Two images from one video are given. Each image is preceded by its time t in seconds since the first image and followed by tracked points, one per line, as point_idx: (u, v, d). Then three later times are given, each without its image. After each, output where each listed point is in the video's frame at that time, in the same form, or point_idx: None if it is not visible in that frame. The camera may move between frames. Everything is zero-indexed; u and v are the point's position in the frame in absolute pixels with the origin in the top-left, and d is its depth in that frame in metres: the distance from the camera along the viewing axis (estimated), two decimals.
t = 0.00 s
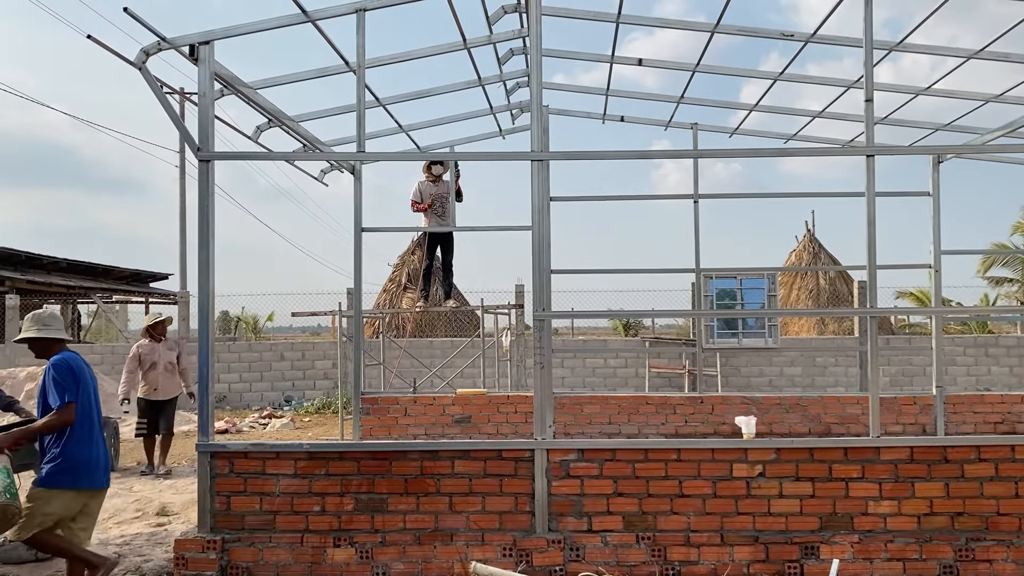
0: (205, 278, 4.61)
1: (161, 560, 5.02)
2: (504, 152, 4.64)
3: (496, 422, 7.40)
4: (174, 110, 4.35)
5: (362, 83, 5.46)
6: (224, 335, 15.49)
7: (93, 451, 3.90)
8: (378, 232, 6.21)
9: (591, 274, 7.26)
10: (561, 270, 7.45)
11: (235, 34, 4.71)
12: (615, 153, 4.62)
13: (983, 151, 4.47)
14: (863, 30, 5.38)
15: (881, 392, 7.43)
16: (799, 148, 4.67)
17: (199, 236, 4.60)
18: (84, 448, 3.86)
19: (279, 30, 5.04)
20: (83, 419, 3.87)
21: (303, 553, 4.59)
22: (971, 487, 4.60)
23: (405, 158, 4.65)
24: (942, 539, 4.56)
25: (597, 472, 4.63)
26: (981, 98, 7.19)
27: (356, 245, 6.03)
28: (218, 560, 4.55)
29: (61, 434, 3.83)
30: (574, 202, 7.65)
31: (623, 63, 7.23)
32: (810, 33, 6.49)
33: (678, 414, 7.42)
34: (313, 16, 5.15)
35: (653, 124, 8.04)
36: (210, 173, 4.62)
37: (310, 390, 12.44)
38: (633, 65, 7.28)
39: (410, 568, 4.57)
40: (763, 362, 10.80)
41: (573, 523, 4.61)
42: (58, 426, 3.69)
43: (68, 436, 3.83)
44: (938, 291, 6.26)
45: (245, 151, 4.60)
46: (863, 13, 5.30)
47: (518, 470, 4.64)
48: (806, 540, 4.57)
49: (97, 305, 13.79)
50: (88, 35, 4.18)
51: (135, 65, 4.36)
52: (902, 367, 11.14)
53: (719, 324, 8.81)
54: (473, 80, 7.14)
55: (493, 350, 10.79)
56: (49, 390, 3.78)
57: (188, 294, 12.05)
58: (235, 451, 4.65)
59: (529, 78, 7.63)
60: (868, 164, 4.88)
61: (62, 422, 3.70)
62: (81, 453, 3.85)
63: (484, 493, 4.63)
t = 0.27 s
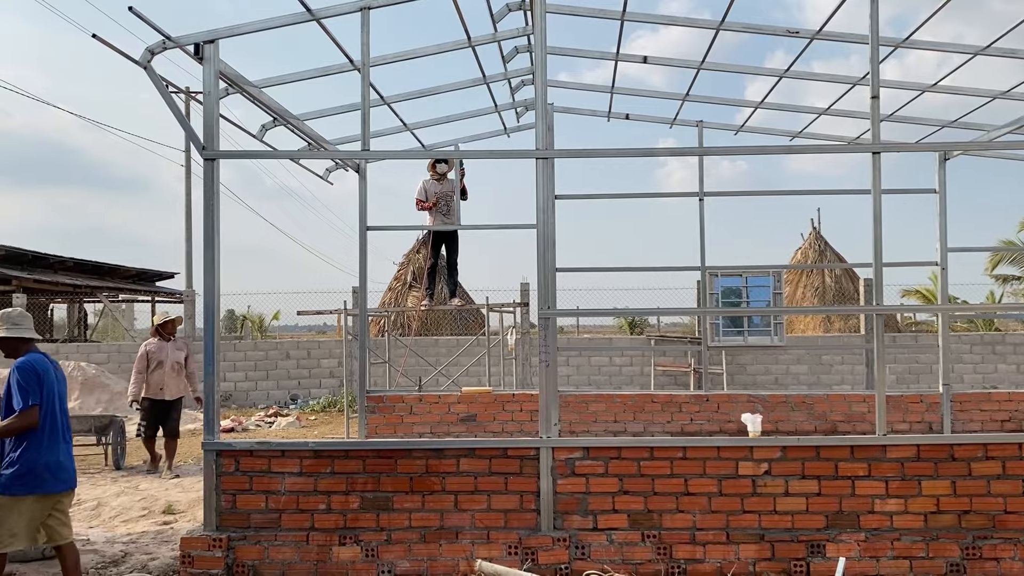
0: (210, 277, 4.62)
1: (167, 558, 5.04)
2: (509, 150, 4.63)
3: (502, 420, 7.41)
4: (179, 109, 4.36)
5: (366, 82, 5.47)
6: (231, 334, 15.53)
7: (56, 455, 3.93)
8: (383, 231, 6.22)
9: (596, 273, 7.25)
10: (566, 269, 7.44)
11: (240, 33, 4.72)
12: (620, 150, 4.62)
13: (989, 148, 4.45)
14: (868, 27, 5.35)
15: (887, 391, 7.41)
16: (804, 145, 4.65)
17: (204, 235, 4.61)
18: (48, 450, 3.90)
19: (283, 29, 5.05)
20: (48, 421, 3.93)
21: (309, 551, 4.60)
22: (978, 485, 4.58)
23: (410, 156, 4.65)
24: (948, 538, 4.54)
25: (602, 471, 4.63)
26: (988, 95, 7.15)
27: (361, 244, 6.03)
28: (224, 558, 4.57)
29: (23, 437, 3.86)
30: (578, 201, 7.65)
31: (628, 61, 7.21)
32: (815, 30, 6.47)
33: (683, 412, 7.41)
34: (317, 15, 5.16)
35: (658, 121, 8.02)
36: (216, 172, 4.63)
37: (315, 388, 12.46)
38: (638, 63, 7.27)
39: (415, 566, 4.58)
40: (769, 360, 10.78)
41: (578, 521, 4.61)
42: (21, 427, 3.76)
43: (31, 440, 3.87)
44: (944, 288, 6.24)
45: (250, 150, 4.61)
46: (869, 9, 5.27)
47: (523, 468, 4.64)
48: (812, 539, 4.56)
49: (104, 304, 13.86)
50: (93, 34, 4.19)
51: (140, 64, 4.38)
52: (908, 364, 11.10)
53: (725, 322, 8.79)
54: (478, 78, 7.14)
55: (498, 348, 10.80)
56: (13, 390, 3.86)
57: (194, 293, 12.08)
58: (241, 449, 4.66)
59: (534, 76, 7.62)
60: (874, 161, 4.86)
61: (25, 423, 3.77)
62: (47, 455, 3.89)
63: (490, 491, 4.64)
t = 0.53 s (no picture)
0: (218, 275, 4.64)
1: (176, 555, 5.06)
2: (515, 147, 4.63)
3: (509, 418, 7.42)
4: (187, 107, 4.37)
5: (373, 79, 5.47)
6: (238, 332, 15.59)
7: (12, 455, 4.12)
8: (390, 229, 6.22)
9: (602, 270, 7.24)
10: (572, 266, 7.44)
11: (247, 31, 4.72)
12: (626, 147, 4.61)
13: (999, 144, 4.42)
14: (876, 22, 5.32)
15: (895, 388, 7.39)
16: (812, 142, 4.63)
17: (212, 232, 4.62)
18: None
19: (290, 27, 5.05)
20: None
21: (317, 549, 4.61)
22: (987, 483, 4.56)
23: (417, 154, 4.66)
24: (958, 535, 4.53)
25: (609, 468, 4.62)
26: (997, 91, 7.11)
27: (368, 242, 6.04)
28: (232, 556, 4.58)
29: None
30: (585, 198, 7.63)
31: (635, 58, 7.19)
32: (823, 26, 6.44)
33: (691, 410, 7.39)
34: (324, 12, 5.16)
35: (665, 118, 8.00)
36: (223, 170, 4.64)
37: (323, 386, 12.48)
38: (644, 59, 7.25)
39: (423, 563, 4.58)
40: (776, 358, 10.76)
41: (585, 518, 4.61)
42: None
43: None
44: (953, 285, 6.21)
45: (257, 148, 4.62)
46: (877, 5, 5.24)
47: (530, 465, 4.64)
48: (820, 536, 4.55)
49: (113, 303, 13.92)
50: (100, 33, 4.20)
51: (148, 62, 4.39)
52: (917, 362, 11.06)
53: (732, 319, 8.77)
54: (485, 75, 7.13)
55: (505, 346, 10.80)
56: None
57: (202, 291, 12.12)
58: (249, 447, 4.68)
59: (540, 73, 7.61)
60: (882, 158, 4.84)
61: None
62: None
63: (497, 488, 4.64)
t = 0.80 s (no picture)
0: (228, 273, 4.66)
1: (187, 551, 5.09)
2: (524, 144, 4.63)
3: (517, 415, 7.43)
4: (196, 105, 4.39)
5: (381, 77, 5.47)
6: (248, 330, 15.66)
7: None
8: (399, 226, 6.23)
9: (611, 267, 7.23)
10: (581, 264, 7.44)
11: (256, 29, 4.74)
12: (635, 144, 4.60)
13: (1010, 139, 4.39)
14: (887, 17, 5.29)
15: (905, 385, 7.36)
16: (821, 138, 4.61)
17: (222, 230, 4.64)
18: None
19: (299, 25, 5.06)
20: None
21: (327, 545, 4.63)
22: (998, 480, 4.54)
23: (425, 151, 4.66)
24: (968, 532, 4.51)
25: (618, 465, 4.62)
26: (1008, 86, 7.06)
27: (377, 240, 6.05)
28: (243, 552, 4.61)
29: None
30: (593, 195, 7.62)
31: (644, 54, 7.18)
32: (833, 22, 6.41)
33: (700, 407, 7.38)
34: (332, 10, 5.17)
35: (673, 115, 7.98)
36: (232, 168, 4.66)
37: (332, 383, 12.54)
38: (653, 56, 7.23)
39: (432, 560, 4.60)
40: (785, 354, 10.73)
41: (594, 515, 4.61)
42: None
43: None
44: (964, 282, 6.17)
45: (266, 146, 4.64)
46: None
47: (539, 462, 4.65)
48: (830, 533, 4.54)
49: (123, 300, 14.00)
50: (110, 32, 4.22)
51: (158, 61, 4.40)
52: (926, 359, 11.01)
53: (741, 316, 8.75)
54: (493, 73, 7.13)
55: (513, 343, 10.82)
56: None
57: (212, 289, 12.16)
58: (259, 443, 4.70)
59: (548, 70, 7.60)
60: (892, 154, 4.82)
61: None
62: None
63: (506, 485, 4.65)
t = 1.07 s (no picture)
0: (239, 270, 4.67)
1: (199, 547, 5.12)
2: (534, 141, 4.63)
3: (527, 411, 7.43)
4: (207, 103, 4.41)
5: (392, 74, 5.48)
6: (258, 326, 15.71)
7: None
8: (408, 223, 6.24)
9: (621, 264, 7.22)
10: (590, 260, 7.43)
11: (266, 26, 4.75)
12: (646, 140, 4.59)
13: None
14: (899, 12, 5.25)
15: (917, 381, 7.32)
16: (833, 133, 4.59)
17: (233, 228, 4.66)
18: None
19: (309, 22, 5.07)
20: None
21: (338, 541, 4.65)
22: (1012, 477, 4.51)
23: (435, 148, 4.66)
24: (981, 529, 4.49)
25: (629, 462, 4.62)
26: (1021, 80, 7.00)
27: (387, 237, 6.05)
28: (254, 548, 4.64)
29: None
30: (603, 192, 7.61)
31: (654, 50, 7.15)
32: (844, 16, 6.37)
33: (711, 404, 7.37)
34: (342, 7, 5.17)
35: (683, 111, 7.95)
36: (243, 165, 4.67)
37: (343, 379, 12.59)
38: (663, 52, 7.20)
39: (443, 556, 4.61)
40: (796, 351, 10.69)
41: (605, 511, 4.61)
42: None
43: None
44: (976, 278, 6.13)
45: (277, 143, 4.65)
46: None
47: (550, 458, 4.65)
48: (841, 530, 4.52)
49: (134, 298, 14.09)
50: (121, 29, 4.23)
51: (168, 58, 4.42)
52: (938, 355, 10.94)
53: (752, 313, 8.72)
54: (502, 69, 7.12)
55: (523, 340, 10.82)
56: None
57: (222, 286, 12.22)
58: (270, 440, 4.72)
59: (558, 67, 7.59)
60: (904, 149, 4.79)
61: None
62: None
63: (517, 481, 4.65)
